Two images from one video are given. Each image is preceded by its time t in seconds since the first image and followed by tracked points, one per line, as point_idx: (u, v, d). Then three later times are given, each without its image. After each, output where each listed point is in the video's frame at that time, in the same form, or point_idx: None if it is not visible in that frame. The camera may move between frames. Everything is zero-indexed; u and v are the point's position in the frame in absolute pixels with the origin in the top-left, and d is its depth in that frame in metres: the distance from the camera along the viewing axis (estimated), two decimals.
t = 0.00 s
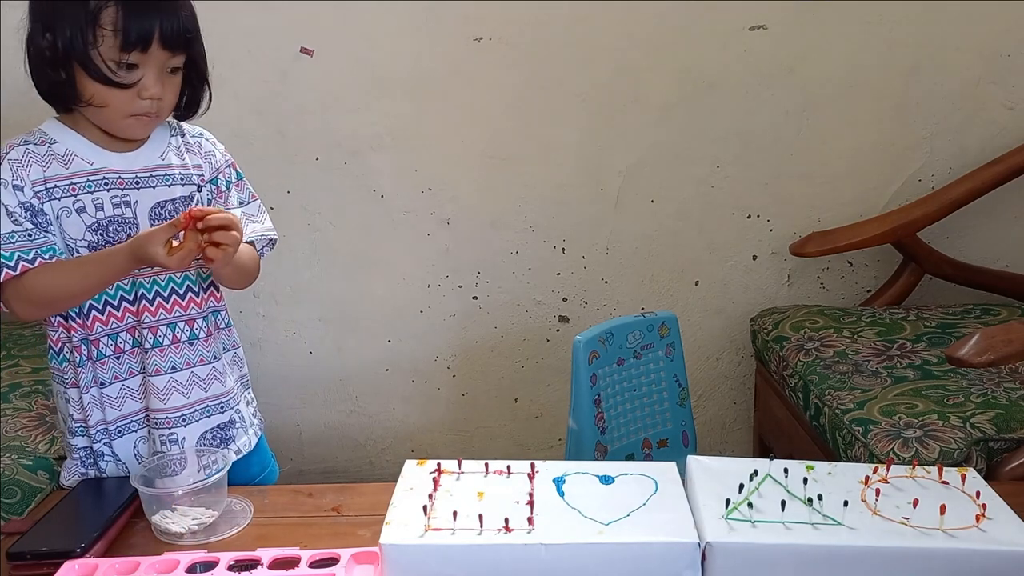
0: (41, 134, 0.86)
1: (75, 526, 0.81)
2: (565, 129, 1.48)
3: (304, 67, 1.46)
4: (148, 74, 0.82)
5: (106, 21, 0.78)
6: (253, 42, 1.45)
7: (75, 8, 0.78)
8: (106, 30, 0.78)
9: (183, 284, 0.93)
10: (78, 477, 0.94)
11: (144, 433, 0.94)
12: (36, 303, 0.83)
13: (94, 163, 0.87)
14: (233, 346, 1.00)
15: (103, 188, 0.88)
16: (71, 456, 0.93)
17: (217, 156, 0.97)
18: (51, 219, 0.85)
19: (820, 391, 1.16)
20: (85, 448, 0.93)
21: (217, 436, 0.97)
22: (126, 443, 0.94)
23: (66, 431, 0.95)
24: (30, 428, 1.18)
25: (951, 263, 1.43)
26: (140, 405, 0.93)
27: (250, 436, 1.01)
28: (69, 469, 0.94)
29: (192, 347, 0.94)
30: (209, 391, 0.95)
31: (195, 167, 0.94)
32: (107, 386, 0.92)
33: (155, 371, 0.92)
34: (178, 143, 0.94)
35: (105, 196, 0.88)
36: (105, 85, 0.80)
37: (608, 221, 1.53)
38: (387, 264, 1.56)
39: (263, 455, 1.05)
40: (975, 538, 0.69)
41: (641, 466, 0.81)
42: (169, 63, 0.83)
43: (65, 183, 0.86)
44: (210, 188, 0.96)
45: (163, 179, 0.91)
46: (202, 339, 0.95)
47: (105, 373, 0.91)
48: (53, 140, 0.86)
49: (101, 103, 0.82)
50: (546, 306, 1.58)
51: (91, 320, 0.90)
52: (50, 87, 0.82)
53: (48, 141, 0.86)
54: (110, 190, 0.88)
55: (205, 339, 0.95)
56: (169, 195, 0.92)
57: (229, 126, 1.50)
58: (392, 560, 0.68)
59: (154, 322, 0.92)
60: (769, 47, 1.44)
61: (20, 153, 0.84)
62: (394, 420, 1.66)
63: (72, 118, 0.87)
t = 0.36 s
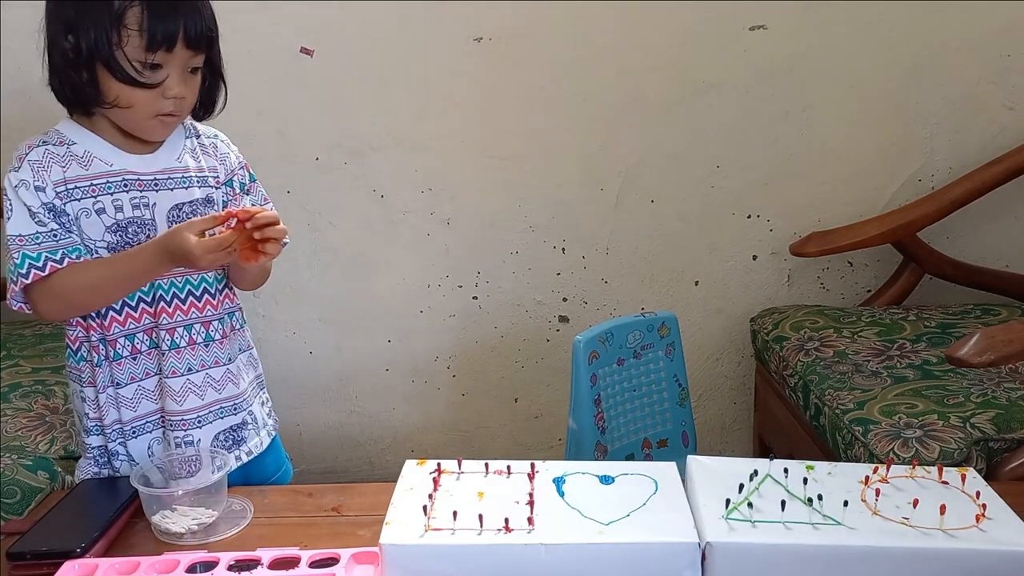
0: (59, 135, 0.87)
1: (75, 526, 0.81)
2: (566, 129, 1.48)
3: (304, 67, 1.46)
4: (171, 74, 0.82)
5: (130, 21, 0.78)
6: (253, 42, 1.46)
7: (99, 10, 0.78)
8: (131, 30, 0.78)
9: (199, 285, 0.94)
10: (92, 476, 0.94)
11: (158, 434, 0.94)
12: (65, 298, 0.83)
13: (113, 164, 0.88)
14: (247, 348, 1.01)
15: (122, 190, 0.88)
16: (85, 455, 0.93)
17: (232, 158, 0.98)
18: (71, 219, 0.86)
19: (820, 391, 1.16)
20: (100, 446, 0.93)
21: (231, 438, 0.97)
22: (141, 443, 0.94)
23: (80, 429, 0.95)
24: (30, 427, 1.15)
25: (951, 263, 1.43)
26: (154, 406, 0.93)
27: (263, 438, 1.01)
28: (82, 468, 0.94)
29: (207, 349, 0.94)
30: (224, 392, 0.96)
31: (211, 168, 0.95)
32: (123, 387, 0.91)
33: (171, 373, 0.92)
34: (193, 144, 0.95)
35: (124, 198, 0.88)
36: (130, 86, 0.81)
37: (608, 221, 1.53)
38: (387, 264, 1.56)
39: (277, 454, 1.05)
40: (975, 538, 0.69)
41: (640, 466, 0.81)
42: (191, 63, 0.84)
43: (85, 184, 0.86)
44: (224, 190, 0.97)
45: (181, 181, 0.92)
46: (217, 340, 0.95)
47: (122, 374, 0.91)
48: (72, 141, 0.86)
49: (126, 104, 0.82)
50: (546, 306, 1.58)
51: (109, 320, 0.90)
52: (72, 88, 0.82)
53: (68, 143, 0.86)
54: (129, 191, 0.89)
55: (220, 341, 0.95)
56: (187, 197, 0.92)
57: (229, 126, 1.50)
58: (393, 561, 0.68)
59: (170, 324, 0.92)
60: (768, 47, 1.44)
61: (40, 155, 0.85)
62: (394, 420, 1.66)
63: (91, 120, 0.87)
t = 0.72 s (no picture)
0: (121, 143, 0.86)
1: (75, 526, 0.81)
2: (565, 129, 1.48)
3: (304, 67, 1.46)
4: (232, 81, 0.81)
5: (192, 29, 0.78)
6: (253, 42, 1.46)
7: (160, 17, 0.77)
8: (192, 37, 0.78)
9: (260, 287, 0.94)
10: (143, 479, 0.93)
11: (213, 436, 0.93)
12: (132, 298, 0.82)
13: (177, 171, 0.87)
14: (301, 351, 1.01)
15: (186, 195, 0.88)
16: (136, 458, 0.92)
17: (284, 165, 0.99)
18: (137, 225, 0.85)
19: (820, 391, 1.16)
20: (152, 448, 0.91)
21: (284, 439, 0.96)
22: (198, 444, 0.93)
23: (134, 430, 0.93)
24: (30, 427, 1.10)
25: (951, 263, 1.43)
26: (212, 407, 0.92)
27: (313, 438, 1.01)
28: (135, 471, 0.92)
29: (266, 350, 0.94)
30: (281, 394, 0.95)
31: (268, 174, 0.95)
32: (183, 388, 0.91)
33: (232, 374, 0.92)
34: (249, 151, 0.95)
35: (189, 203, 0.88)
36: (191, 93, 0.80)
37: (608, 221, 1.53)
38: (387, 264, 1.56)
39: (328, 453, 1.05)
40: (975, 538, 0.69)
41: (641, 466, 0.81)
42: (251, 70, 0.83)
43: (151, 191, 0.86)
44: (282, 196, 0.97)
45: (241, 185, 0.91)
46: (274, 342, 0.95)
47: (183, 376, 0.91)
48: (135, 148, 0.86)
49: (187, 110, 0.81)
50: (545, 306, 1.58)
51: (173, 322, 0.89)
52: (136, 96, 0.81)
53: (131, 150, 0.86)
54: (192, 197, 0.88)
55: (277, 342, 0.95)
56: (248, 201, 0.92)
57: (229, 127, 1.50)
58: (393, 561, 0.68)
59: (232, 327, 0.92)
60: (768, 47, 1.44)
61: (105, 162, 0.84)
62: (394, 420, 1.65)
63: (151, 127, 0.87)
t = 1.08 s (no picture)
0: (239, 143, 0.87)
1: (75, 527, 0.81)
2: (566, 129, 1.48)
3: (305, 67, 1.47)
4: (346, 83, 0.81)
5: (314, 32, 0.77)
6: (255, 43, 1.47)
7: (285, 18, 0.77)
8: (315, 40, 0.78)
9: (373, 280, 0.95)
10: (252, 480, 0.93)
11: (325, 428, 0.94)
12: (265, 292, 0.83)
13: (294, 168, 0.88)
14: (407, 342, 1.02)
15: (305, 192, 0.89)
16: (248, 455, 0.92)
17: (381, 163, 1.00)
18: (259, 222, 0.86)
19: (820, 391, 1.16)
20: (264, 441, 0.92)
21: (397, 429, 0.98)
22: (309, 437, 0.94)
23: (245, 425, 0.94)
24: (30, 428, 1.10)
25: (950, 263, 1.43)
26: (326, 400, 0.94)
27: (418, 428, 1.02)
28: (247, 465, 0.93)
29: (379, 340, 0.96)
30: (393, 384, 0.97)
31: (370, 170, 0.96)
32: (302, 381, 0.92)
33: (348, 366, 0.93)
34: (351, 150, 0.96)
35: (307, 199, 0.89)
36: (307, 93, 0.80)
37: (608, 221, 1.53)
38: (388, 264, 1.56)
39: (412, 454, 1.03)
40: (974, 538, 0.69)
41: (642, 466, 0.81)
42: (364, 73, 0.82)
43: (272, 189, 0.87)
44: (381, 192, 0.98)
45: (351, 181, 0.93)
46: (386, 333, 0.96)
47: (302, 369, 0.92)
48: (253, 148, 0.87)
49: (302, 109, 0.82)
50: (545, 306, 1.58)
51: (294, 316, 0.91)
52: (250, 91, 0.81)
53: (249, 150, 0.87)
54: (310, 193, 0.89)
55: (388, 333, 0.97)
56: (359, 196, 0.93)
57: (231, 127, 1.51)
58: (392, 561, 0.68)
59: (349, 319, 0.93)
60: (769, 47, 1.45)
61: (227, 163, 0.85)
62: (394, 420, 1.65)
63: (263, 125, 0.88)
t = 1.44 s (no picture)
0: (289, 142, 0.90)
1: (75, 527, 0.81)
2: (566, 129, 1.48)
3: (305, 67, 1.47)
4: (394, 92, 0.85)
5: (368, 42, 0.81)
6: (256, 43, 1.47)
7: (341, 26, 0.81)
8: (367, 50, 0.81)
9: (412, 281, 0.98)
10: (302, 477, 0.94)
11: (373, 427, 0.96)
12: (310, 292, 0.85)
13: (342, 169, 0.92)
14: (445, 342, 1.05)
15: (351, 192, 0.92)
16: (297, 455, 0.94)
17: (421, 170, 1.03)
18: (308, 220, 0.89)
19: (820, 391, 1.16)
20: (313, 441, 0.94)
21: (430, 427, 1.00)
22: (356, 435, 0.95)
23: (290, 426, 0.96)
24: (30, 427, 1.10)
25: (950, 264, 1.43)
26: (374, 399, 0.95)
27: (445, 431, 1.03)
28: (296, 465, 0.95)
29: (410, 342, 0.97)
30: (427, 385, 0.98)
31: (411, 176, 1.00)
32: (346, 379, 0.94)
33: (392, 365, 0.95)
34: (393, 156, 1.00)
35: (353, 199, 0.92)
36: (357, 99, 0.84)
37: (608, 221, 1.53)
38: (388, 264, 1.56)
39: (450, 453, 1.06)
40: (974, 538, 0.69)
41: (641, 466, 0.81)
42: (411, 83, 0.86)
43: (321, 188, 0.90)
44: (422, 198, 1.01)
45: (394, 184, 0.96)
46: (417, 335, 0.98)
47: (347, 367, 0.94)
48: (302, 148, 0.90)
49: (349, 114, 0.85)
50: (546, 306, 1.58)
51: (339, 314, 0.93)
52: (301, 92, 0.85)
53: (299, 150, 0.90)
54: (356, 193, 0.92)
55: (420, 335, 0.98)
56: (400, 199, 0.96)
57: (231, 126, 1.51)
58: (391, 561, 0.68)
59: (390, 319, 0.95)
60: (769, 48, 1.45)
61: (278, 162, 0.88)
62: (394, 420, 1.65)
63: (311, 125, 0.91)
